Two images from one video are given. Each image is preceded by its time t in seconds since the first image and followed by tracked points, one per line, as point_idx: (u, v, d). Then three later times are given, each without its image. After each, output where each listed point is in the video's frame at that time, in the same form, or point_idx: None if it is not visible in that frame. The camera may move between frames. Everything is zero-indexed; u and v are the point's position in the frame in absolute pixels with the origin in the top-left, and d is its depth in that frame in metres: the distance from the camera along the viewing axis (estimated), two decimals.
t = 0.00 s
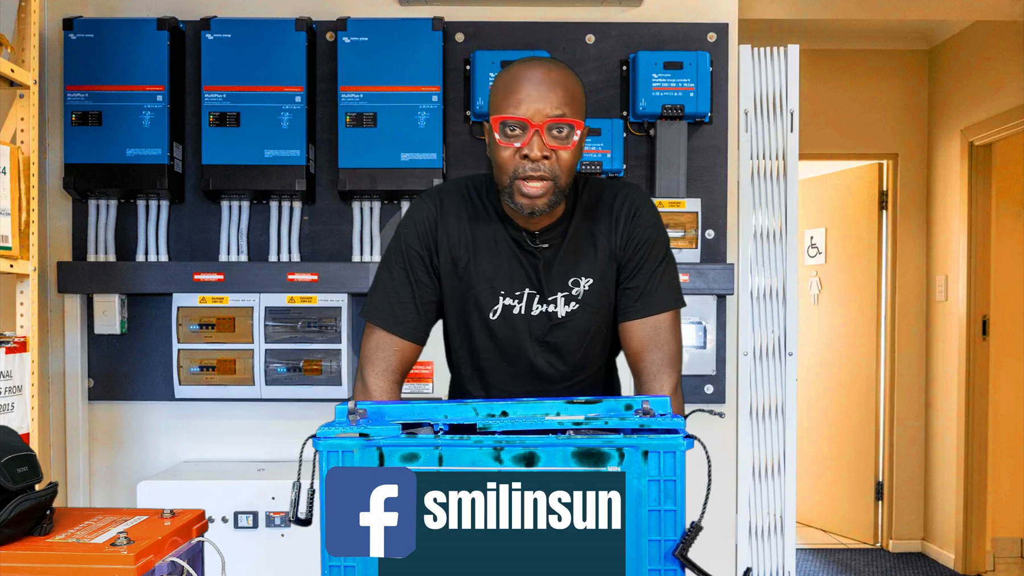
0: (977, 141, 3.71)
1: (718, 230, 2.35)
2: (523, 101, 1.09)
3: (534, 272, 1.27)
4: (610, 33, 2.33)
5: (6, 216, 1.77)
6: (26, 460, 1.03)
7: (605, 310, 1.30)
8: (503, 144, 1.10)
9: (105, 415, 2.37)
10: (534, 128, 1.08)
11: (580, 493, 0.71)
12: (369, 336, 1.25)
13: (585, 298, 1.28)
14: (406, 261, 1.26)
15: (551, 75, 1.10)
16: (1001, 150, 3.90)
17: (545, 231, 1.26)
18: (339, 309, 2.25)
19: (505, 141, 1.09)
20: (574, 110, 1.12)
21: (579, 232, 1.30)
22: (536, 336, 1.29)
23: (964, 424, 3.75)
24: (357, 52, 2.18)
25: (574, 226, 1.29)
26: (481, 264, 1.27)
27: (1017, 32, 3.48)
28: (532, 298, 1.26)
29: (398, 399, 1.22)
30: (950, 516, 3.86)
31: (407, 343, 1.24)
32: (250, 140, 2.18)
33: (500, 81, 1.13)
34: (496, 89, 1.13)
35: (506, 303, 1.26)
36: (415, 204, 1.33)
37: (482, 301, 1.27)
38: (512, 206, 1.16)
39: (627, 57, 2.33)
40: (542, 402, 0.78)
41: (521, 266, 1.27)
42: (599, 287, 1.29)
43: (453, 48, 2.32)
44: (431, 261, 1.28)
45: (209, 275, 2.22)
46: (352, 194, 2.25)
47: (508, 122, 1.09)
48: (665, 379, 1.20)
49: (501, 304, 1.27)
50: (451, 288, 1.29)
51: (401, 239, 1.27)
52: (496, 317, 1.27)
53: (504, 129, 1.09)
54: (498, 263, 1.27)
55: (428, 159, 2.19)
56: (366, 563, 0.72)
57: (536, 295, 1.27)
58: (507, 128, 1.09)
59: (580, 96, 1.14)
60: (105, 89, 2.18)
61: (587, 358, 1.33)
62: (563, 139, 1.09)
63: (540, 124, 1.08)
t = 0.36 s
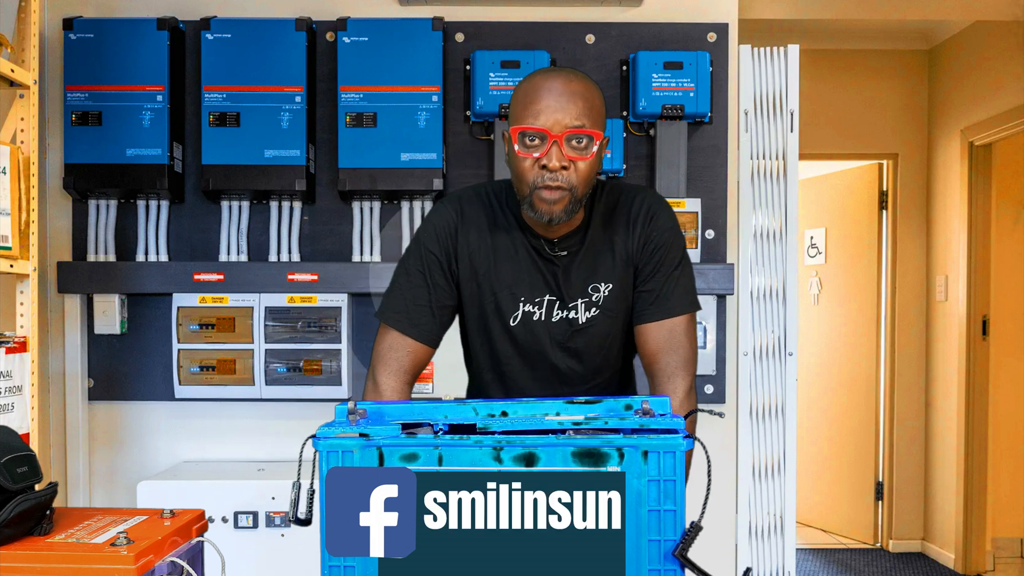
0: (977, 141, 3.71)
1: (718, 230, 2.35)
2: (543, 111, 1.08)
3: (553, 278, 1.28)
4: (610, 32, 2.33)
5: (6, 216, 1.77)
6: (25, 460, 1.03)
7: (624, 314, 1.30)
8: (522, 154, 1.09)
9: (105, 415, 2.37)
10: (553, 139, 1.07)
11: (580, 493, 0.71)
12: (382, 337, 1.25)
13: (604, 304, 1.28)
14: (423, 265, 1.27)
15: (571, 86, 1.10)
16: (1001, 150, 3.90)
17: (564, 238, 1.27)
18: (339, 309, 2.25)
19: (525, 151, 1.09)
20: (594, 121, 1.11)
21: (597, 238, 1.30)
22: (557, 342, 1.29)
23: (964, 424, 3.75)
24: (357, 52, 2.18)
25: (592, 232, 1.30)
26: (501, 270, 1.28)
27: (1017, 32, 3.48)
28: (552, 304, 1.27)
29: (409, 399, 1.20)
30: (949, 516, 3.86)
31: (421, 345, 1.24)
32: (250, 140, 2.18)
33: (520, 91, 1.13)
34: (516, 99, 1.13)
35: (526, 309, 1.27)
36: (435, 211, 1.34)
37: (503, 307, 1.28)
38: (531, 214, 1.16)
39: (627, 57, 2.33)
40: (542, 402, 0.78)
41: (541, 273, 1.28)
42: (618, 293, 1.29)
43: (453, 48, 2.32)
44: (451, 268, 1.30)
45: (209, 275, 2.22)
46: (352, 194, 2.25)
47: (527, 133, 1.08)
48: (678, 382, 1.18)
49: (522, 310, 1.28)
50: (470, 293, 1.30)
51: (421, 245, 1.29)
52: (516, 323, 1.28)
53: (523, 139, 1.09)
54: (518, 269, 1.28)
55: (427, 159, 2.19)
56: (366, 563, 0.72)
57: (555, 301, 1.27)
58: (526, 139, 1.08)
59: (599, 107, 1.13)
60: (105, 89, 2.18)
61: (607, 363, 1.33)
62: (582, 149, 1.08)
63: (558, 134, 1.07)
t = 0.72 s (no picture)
0: (977, 141, 3.71)
1: (718, 230, 2.35)
2: (547, 114, 1.08)
3: (555, 278, 1.28)
4: (610, 32, 2.33)
5: (7, 216, 1.77)
6: (25, 460, 1.03)
7: (626, 313, 1.31)
8: (529, 160, 1.05)
9: (105, 415, 2.37)
10: (560, 142, 1.03)
11: (580, 493, 0.71)
12: (387, 336, 1.25)
13: (605, 303, 1.29)
14: (427, 265, 1.28)
15: (572, 87, 1.09)
16: (1001, 150, 3.90)
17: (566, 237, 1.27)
18: (339, 309, 2.25)
19: (531, 157, 1.05)
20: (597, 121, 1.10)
21: (599, 237, 1.30)
22: (559, 341, 1.30)
23: (964, 424, 3.75)
24: (357, 52, 2.18)
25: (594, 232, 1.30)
26: (503, 270, 1.28)
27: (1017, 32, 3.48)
28: (554, 303, 1.28)
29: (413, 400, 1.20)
30: (949, 516, 3.86)
31: (426, 346, 1.24)
32: (250, 140, 2.18)
33: (521, 93, 1.11)
34: (517, 102, 1.11)
35: (529, 309, 1.28)
36: (437, 210, 1.34)
37: (505, 307, 1.28)
38: (539, 214, 1.17)
39: (627, 57, 2.33)
40: (542, 402, 0.78)
41: (542, 272, 1.28)
42: (620, 293, 1.29)
43: (453, 48, 2.32)
44: (454, 267, 1.30)
45: (209, 275, 2.22)
46: (352, 194, 2.25)
47: (533, 138, 1.04)
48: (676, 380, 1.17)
49: (524, 310, 1.28)
50: (473, 293, 1.30)
51: (424, 245, 1.29)
52: (519, 322, 1.28)
53: (530, 146, 1.04)
54: (519, 269, 1.28)
55: (427, 158, 2.19)
56: (366, 563, 0.72)
57: (557, 301, 1.28)
58: (532, 144, 1.04)
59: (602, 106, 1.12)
60: (105, 89, 2.18)
61: (609, 363, 1.34)
62: (590, 149, 1.04)
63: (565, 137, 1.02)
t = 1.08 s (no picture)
0: (977, 141, 3.71)
1: (718, 230, 2.35)
2: (516, 115, 1.08)
3: (539, 278, 1.28)
4: (610, 33, 2.33)
5: (7, 216, 1.77)
6: (25, 460, 1.03)
7: (611, 313, 1.30)
8: (496, 161, 1.09)
9: (105, 415, 2.37)
10: (527, 144, 1.07)
11: (580, 493, 0.70)
12: (374, 337, 1.25)
13: (589, 303, 1.28)
14: (411, 264, 1.28)
15: (543, 88, 1.10)
16: (1001, 150, 3.90)
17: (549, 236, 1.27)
18: (339, 309, 2.25)
19: (499, 158, 1.08)
20: (567, 120, 1.11)
21: (583, 237, 1.30)
22: (543, 341, 1.29)
23: (964, 424, 3.75)
24: (357, 52, 2.18)
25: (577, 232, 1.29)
26: (486, 269, 1.28)
27: (1017, 32, 3.48)
28: (538, 303, 1.27)
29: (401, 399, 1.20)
30: (950, 516, 3.86)
31: (413, 346, 1.24)
32: (250, 140, 2.18)
33: (493, 96, 1.12)
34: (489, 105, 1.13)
35: (513, 308, 1.28)
36: (422, 211, 1.35)
37: (489, 306, 1.28)
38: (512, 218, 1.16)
39: (627, 57, 2.33)
40: (542, 402, 0.78)
41: (526, 272, 1.28)
42: (604, 292, 1.29)
43: (453, 48, 2.32)
44: (439, 267, 1.30)
45: (209, 275, 2.22)
46: (352, 194, 2.25)
47: (500, 139, 1.07)
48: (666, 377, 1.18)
49: (508, 309, 1.28)
50: (457, 293, 1.30)
51: (408, 246, 1.29)
52: (503, 322, 1.28)
53: (497, 147, 1.08)
54: (503, 268, 1.27)
55: (428, 159, 2.19)
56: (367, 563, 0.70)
57: (541, 300, 1.27)
58: (499, 145, 1.08)
59: (572, 107, 1.13)
60: (105, 89, 2.18)
61: (594, 363, 1.33)
62: (556, 150, 1.09)
63: (532, 139, 1.07)
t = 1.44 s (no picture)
0: (977, 141, 3.71)
1: (718, 230, 2.35)
2: (494, 106, 1.10)
3: (518, 277, 1.27)
4: (610, 33, 2.33)
5: (6, 216, 1.77)
6: (25, 460, 1.03)
7: (589, 313, 1.30)
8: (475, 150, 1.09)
9: (105, 415, 2.37)
10: (505, 133, 1.07)
11: (580, 493, 0.69)
12: (361, 339, 1.25)
13: (567, 303, 1.28)
14: (393, 264, 1.28)
15: (521, 81, 1.11)
16: (1001, 150, 3.90)
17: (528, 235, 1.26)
18: (339, 309, 2.25)
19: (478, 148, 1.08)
20: (544, 113, 1.13)
21: (562, 237, 1.30)
22: (522, 340, 1.29)
23: (964, 424, 3.75)
24: (357, 52, 2.18)
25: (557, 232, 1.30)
26: (466, 268, 1.28)
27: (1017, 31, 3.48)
28: (517, 301, 1.27)
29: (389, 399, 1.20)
30: (950, 516, 3.86)
31: (399, 346, 1.24)
32: (250, 140, 2.18)
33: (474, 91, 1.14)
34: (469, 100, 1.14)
35: (492, 307, 1.27)
36: (403, 211, 1.34)
37: (469, 305, 1.28)
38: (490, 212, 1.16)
39: (627, 57, 2.33)
40: (542, 402, 0.78)
41: (505, 272, 1.27)
42: (583, 293, 1.29)
43: (453, 48, 2.32)
44: (420, 267, 1.29)
45: (209, 275, 2.22)
46: (352, 194, 2.25)
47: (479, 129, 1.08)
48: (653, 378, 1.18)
49: (487, 308, 1.27)
50: (438, 292, 1.30)
51: (389, 245, 1.29)
52: (482, 320, 1.27)
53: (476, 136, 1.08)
54: (482, 267, 1.27)
55: (428, 159, 2.19)
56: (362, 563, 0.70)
57: (520, 299, 1.27)
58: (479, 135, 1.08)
59: (550, 101, 1.14)
60: (105, 89, 2.18)
61: (573, 363, 1.33)
62: (534, 140, 1.09)
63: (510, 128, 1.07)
